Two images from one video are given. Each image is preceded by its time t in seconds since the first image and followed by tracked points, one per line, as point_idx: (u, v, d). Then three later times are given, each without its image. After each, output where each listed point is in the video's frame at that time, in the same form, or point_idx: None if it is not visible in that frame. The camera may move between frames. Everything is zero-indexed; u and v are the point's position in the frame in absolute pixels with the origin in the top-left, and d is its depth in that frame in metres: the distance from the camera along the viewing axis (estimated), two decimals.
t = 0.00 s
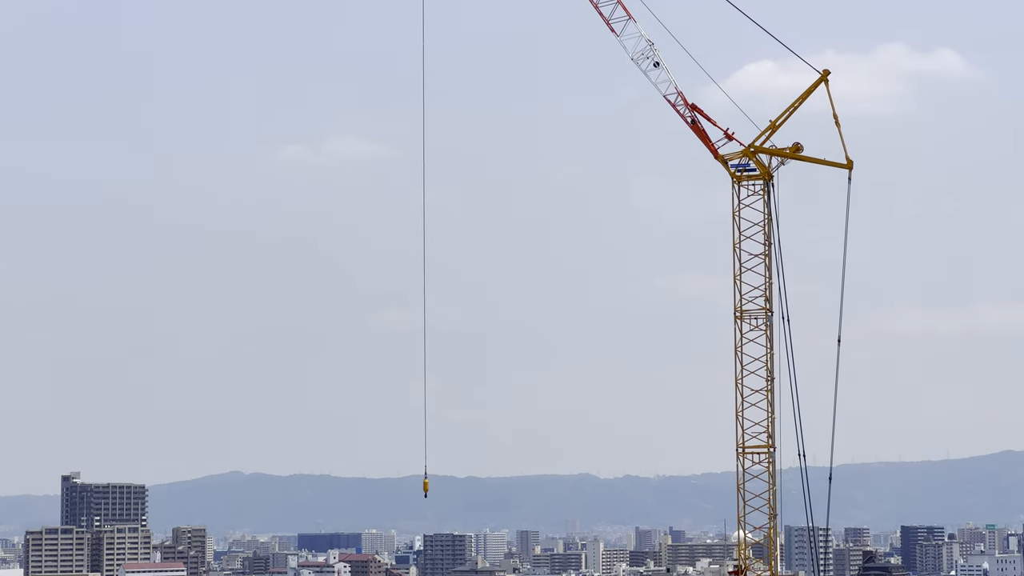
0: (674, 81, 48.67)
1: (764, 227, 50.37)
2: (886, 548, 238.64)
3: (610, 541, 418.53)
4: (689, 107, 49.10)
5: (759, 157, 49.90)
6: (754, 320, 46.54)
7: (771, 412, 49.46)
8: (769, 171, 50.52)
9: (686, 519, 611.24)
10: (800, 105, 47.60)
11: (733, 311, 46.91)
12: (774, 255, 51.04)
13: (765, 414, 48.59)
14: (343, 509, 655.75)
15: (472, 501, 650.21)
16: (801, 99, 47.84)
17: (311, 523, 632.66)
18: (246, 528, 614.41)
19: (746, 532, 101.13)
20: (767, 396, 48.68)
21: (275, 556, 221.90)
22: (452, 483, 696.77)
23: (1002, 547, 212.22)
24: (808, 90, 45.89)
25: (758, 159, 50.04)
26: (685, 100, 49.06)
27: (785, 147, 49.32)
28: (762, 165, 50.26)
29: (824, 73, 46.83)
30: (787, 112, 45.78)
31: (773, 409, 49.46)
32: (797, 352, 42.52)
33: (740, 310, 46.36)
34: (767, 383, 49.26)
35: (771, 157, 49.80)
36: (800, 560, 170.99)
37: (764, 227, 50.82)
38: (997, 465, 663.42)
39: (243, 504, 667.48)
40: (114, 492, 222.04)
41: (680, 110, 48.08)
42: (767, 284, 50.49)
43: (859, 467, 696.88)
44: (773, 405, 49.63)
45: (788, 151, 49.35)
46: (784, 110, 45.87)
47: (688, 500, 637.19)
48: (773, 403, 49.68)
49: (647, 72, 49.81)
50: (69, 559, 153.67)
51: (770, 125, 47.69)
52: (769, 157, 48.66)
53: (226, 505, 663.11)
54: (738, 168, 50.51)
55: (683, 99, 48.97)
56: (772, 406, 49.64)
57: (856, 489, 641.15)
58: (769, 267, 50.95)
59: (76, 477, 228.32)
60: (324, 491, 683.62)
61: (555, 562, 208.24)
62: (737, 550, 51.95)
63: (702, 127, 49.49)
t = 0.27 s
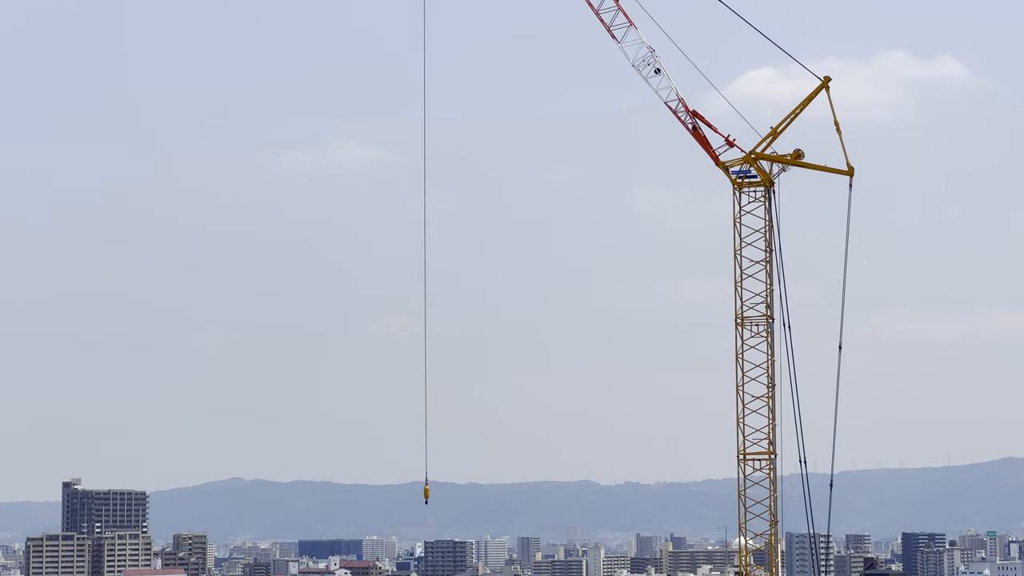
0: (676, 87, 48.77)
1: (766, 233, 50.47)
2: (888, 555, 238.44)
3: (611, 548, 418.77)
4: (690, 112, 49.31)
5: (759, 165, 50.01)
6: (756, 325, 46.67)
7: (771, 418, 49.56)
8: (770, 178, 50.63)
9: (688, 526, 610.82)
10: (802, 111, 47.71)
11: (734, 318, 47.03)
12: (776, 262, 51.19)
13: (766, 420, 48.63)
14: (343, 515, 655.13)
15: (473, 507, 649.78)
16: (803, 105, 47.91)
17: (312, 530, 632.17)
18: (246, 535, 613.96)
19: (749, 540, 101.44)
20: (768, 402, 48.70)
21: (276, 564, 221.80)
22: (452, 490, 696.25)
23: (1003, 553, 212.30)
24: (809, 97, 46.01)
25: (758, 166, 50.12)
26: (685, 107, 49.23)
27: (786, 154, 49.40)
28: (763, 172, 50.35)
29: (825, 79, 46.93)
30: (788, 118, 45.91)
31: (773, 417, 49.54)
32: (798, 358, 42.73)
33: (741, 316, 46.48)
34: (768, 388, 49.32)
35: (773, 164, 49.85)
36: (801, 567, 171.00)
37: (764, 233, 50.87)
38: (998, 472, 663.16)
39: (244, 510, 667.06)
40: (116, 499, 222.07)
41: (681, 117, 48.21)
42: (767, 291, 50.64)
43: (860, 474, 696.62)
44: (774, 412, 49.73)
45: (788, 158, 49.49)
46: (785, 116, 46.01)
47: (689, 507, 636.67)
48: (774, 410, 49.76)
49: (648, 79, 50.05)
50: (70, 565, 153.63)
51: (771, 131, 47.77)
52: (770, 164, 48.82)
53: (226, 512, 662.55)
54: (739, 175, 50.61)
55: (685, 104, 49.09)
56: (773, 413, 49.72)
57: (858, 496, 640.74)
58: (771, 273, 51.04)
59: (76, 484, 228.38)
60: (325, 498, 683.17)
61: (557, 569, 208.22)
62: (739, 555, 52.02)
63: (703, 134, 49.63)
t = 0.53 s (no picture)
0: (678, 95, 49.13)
1: (767, 240, 50.64)
2: (890, 561, 238.38)
3: (613, 554, 418.50)
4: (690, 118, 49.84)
5: (761, 171, 50.14)
6: (757, 333, 46.89)
7: (773, 425, 49.72)
8: (772, 186, 50.80)
9: (689, 533, 610.41)
10: (804, 118, 47.87)
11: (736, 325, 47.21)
12: (776, 268, 51.55)
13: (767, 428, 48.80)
14: (344, 522, 654.62)
15: (475, 515, 649.45)
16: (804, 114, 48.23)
17: (313, 537, 631.70)
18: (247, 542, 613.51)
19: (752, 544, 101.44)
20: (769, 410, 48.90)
21: (277, 571, 221.63)
22: (453, 497, 695.72)
23: (1005, 560, 212.27)
24: (812, 104, 46.14)
25: (760, 172, 50.28)
26: (687, 113, 49.38)
27: (788, 160, 49.60)
28: (765, 179, 50.49)
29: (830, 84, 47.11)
30: (790, 124, 46.10)
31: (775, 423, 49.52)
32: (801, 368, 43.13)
33: (743, 323, 46.65)
34: (769, 396, 49.47)
35: (774, 171, 50.01)
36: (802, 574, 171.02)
37: (766, 240, 51.01)
38: (1000, 479, 662.83)
39: (245, 517, 666.43)
40: (117, 505, 222.03)
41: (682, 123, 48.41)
42: (769, 298, 50.78)
43: (861, 481, 696.01)
44: (775, 419, 49.91)
45: (791, 165, 49.66)
46: (787, 123, 46.16)
47: (691, 514, 636.19)
48: (775, 417, 49.92)
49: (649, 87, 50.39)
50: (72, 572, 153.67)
51: (774, 138, 47.99)
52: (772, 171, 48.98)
53: (227, 519, 661.92)
54: (741, 181, 50.72)
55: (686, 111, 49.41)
56: (774, 420, 49.85)
57: (859, 503, 640.41)
58: (772, 283, 51.42)
59: (77, 490, 228.37)
60: (326, 504, 683.16)
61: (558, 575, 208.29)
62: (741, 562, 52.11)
63: (705, 142, 49.97)
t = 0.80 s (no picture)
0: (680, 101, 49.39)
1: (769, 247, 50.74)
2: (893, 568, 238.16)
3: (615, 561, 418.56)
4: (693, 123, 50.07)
5: (763, 178, 50.23)
6: (759, 338, 46.97)
7: (776, 431, 49.70)
8: (774, 193, 50.88)
9: (691, 540, 610.05)
10: (806, 124, 48.04)
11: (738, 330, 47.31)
12: (778, 276, 51.68)
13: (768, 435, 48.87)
14: (346, 529, 654.05)
15: (477, 522, 649.21)
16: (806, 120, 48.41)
17: (315, 544, 631.24)
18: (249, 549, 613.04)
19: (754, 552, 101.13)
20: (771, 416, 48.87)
21: None
22: (455, 504, 695.20)
23: (1008, 567, 212.11)
24: (813, 110, 46.31)
25: (762, 179, 50.40)
26: (689, 119, 49.50)
27: (790, 167, 49.76)
28: (767, 186, 50.62)
29: (832, 90, 47.25)
30: (792, 131, 46.25)
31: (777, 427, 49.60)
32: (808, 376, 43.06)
33: (744, 329, 46.76)
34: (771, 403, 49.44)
35: (775, 178, 50.17)
36: None
37: (768, 246, 51.09)
38: (1002, 486, 662.62)
39: (247, 524, 665.81)
40: (119, 512, 221.92)
41: (684, 128, 48.63)
42: (771, 303, 50.79)
43: (863, 488, 695.44)
44: (777, 427, 49.88)
45: (792, 171, 49.79)
46: (790, 129, 46.35)
47: (693, 521, 635.72)
48: (777, 424, 49.91)
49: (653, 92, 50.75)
50: None
51: (775, 145, 48.16)
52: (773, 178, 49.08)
53: (229, 526, 661.32)
54: (742, 188, 50.84)
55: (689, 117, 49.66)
56: (777, 427, 49.83)
57: (861, 510, 640.22)
58: (773, 289, 51.57)
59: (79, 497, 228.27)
60: (328, 511, 682.82)
61: None
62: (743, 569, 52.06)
63: (707, 149, 50.25)
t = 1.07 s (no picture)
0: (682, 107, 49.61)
1: (771, 253, 50.85)
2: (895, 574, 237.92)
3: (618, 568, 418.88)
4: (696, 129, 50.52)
5: (765, 185, 50.45)
6: (761, 346, 47.15)
7: (778, 439, 49.81)
8: (775, 200, 50.97)
9: (693, 546, 609.86)
10: (806, 132, 48.29)
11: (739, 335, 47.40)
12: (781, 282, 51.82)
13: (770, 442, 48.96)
14: (348, 535, 653.90)
15: (478, 528, 649.06)
16: (808, 126, 48.52)
17: (317, 550, 631.10)
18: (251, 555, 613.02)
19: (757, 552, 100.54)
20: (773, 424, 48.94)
21: None
22: (457, 510, 695.12)
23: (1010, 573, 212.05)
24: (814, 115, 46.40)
25: (764, 185, 50.57)
26: (690, 128, 49.67)
27: (792, 173, 49.82)
28: (768, 192, 50.73)
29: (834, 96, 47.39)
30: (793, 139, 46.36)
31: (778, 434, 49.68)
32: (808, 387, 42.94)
33: (746, 337, 46.92)
34: (773, 410, 49.52)
35: (778, 184, 50.25)
36: None
37: (771, 254, 51.15)
38: (1003, 492, 662.50)
39: (249, 531, 665.79)
40: (120, 519, 222.15)
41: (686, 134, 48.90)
42: (773, 309, 50.96)
43: (866, 494, 694.96)
44: (779, 433, 49.98)
45: (794, 178, 49.97)
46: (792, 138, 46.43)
47: (695, 527, 635.67)
48: (778, 432, 50.04)
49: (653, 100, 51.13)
50: None
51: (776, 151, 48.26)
52: (776, 185, 49.24)
53: (231, 532, 661.10)
54: (745, 195, 50.98)
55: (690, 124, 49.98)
56: (778, 435, 49.94)
57: (863, 516, 640.15)
58: (774, 296, 51.71)
59: (81, 503, 228.51)
60: (330, 518, 682.56)
61: None
62: None
63: (709, 155, 50.50)
